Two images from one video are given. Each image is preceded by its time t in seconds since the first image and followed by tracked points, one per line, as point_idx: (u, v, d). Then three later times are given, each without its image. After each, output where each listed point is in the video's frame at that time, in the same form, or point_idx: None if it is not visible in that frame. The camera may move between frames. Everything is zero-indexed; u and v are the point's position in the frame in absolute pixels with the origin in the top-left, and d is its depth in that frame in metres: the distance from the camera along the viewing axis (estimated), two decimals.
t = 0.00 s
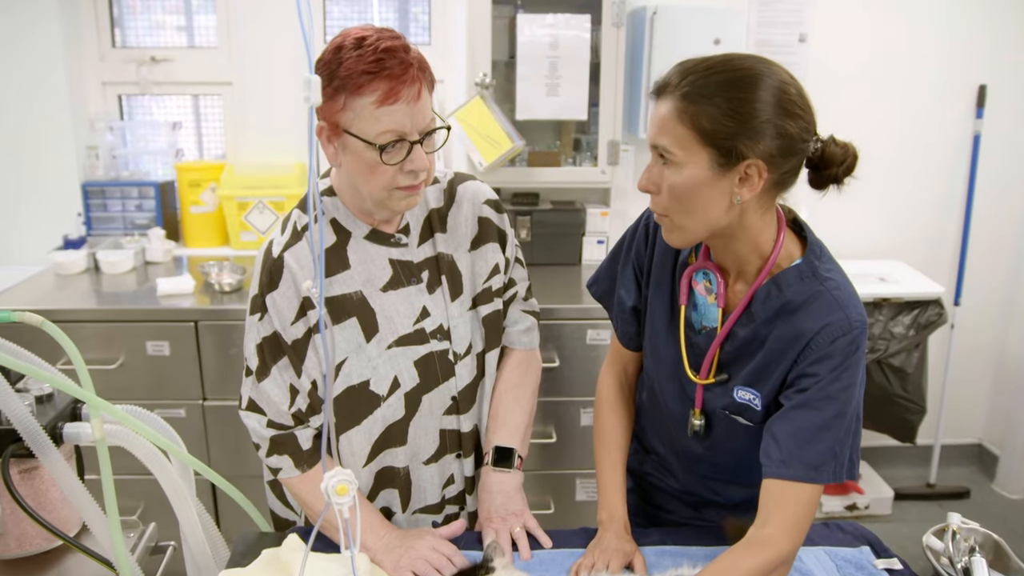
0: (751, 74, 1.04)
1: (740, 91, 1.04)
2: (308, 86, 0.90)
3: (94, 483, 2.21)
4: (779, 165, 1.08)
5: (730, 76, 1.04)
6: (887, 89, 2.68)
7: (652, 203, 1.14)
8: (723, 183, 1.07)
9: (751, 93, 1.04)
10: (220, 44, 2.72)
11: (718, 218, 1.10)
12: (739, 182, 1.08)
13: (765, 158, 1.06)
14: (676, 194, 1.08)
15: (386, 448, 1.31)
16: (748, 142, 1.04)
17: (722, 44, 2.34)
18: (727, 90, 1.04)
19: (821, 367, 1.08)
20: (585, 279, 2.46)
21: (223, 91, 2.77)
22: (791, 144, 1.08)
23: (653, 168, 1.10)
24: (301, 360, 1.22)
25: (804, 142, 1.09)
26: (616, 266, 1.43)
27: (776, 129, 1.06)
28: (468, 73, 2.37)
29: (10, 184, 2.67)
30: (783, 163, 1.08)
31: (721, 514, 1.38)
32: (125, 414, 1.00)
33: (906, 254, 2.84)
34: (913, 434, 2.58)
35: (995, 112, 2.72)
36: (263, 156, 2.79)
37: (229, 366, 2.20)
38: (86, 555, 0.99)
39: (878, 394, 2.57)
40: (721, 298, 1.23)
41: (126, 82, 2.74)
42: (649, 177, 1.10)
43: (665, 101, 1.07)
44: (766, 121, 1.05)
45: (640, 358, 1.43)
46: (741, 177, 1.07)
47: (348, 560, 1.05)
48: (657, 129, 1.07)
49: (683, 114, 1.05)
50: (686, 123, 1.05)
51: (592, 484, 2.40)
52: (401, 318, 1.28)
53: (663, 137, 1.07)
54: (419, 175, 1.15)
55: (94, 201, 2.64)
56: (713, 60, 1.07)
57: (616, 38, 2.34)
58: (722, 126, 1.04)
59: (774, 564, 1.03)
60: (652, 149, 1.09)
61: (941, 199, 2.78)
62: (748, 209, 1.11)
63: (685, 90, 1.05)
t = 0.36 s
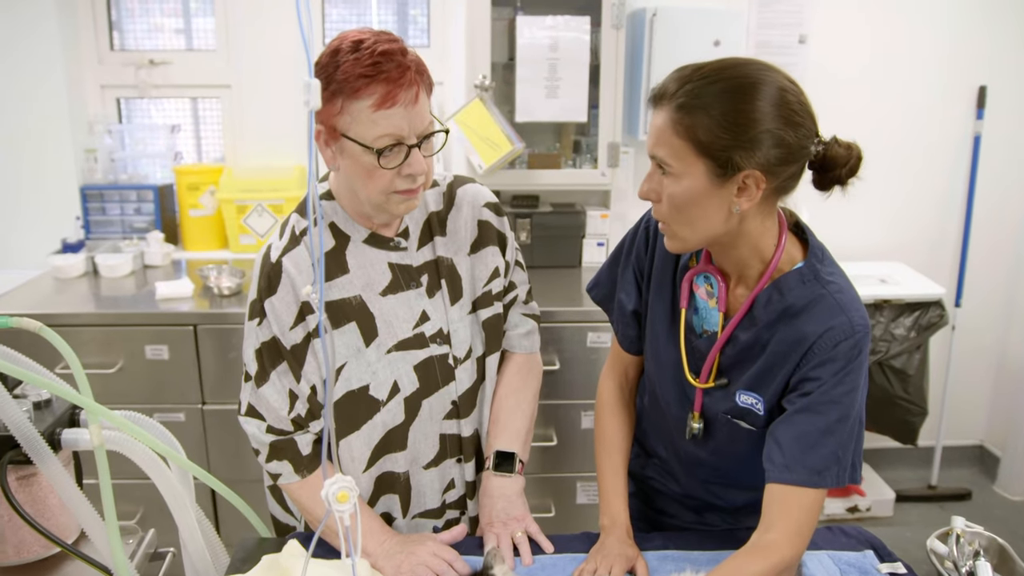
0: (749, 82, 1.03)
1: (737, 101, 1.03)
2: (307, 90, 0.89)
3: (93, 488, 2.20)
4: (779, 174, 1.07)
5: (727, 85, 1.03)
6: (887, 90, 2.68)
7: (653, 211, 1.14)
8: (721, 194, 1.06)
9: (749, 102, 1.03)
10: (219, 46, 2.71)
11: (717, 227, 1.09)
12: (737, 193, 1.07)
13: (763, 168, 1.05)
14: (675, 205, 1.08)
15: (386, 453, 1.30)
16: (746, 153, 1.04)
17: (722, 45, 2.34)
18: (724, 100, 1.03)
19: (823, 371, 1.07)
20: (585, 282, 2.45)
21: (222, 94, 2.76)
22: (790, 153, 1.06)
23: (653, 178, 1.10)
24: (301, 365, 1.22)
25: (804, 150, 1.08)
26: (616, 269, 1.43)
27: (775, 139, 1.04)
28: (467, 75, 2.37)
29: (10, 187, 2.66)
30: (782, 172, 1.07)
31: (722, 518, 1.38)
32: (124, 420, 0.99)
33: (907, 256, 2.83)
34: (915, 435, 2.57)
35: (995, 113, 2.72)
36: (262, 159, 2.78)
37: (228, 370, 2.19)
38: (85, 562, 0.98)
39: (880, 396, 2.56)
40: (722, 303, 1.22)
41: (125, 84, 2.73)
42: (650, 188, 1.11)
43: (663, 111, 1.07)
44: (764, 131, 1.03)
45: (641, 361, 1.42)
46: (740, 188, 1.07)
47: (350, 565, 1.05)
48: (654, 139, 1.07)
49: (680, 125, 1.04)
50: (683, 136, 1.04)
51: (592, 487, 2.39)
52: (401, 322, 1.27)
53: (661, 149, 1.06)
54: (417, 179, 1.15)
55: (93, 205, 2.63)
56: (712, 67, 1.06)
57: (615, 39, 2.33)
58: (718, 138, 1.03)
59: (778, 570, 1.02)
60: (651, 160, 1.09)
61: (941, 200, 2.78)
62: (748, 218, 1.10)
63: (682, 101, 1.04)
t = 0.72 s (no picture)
0: (753, 86, 1.03)
1: (742, 105, 1.02)
2: (304, 89, 0.89)
3: (90, 487, 2.20)
4: (781, 179, 1.07)
5: (731, 88, 1.03)
6: (887, 89, 2.67)
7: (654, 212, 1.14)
8: (724, 198, 1.06)
9: (753, 107, 1.02)
10: (218, 45, 2.71)
11: (718, 231, 1.09)
12: (740, 198, 1.07)
13: (766, 173, 1.05)
14: (676, 208, 1.08)
15: (385, 453, 1.30)
16: (749, 158, 1.03)
17: (722, 45, 2.34)
18: (728, 104, 1.02)
19: (823, 374, 1.07)
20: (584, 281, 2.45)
21: (221, 93, 2.76)
22: (793, 158, 1.06)
23: (654, 179, 1.09)
24: (300, 365, 1.22)
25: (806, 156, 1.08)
26: (614, 270, 1.42)
27: (778, 144, 1.04)
28: (466, 75, 2.36)
29: (9, 186, 2.66)
30: (785, 177, 1.07)
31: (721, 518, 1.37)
32: (122, 420, 0.99)
33: (906, 256, 2.83)
34: (914, 435, 2.57)
35: (995, 113, 2.72)
36: (261, 158, 2.78)
37: (227, 369, 2.19)
38: (82, 562, 0.98)
39: (878, 396, 2.56)
40: (722, 304, 1.22)
41: (123, 83, 2.73)
42: (650, 190, 1.10)
43: (665, 113, 1.06)
44: (768, 137, 1.03)
45: (639, 362, 1.42)
46: (742, 193, 1.07)
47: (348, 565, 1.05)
48: (657, 141, 1.06)
49: (683, 128, 1.04)
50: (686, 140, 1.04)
51: (591, 487, 2.39)
52: (400, 322, 1.27)
53: (663, 151, 1.06)
54: (416, 175, 1.14)
55: (92, 204, 2.63)
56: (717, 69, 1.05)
57: (615, 39, 2.33)
58: (721, 143, 1.03)
59: (777, 572, 1.02)
60: (652, 162, 1.08)
61: (941, 200, 2.78)
62: (749, 222, 1.10)
63: (686, 103, 1.04)
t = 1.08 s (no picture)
0: (741, 91, 1.02)
1: (732, 112, 1.02)
2: (303, 91, 0.89)
3: (91, 490, 2.20)
4: (778, 180, 1.07)
5: (719, 97, 1.03)
6: (886, 90, 2.68)
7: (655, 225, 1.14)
8: (722, 205, 1.07)
9: (743, 113, 1.02)
10: (218, 48, 2.71)
11: (722, 239, 1.10)
12: (739, 204, 1.07)
13: (762, 177, 1.05)
14: (676, 220, 1.08)
15: (386, 455, 1.30)
16: (744, 164, 1.03)
17: (721, 46, 2.35)
18: (718, 113, 1.02)
19: (824, 375, 1.08)
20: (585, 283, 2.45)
21: (221, 96, 2.76)
22: (788, 158, 1.06)
23: (652, 195, 1.10)
24: (300, 367, 1.22)
25: (801, 152, 1.07)
26: (615, 271, 1.43)
27: (772, 146, 1.04)
28: (466, 77, 2.37)
29: (10, 188, 2.66)
30: (781, 177, 1.07)
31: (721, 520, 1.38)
32: (123, 422, 0.99)
33: (907, 257, 2.83)
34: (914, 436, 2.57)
35: (994, 113, 2.72)
36: (261, 161, 2.78)
37: (228, 372, 2.19)
38: (83, 564, 0.98)
39: (879, 397, 2.56)
40: (724, 307, 1.22)
41: (124, 87, 2.74)
42: (650, 204, 1.10)
43: (656, 126, 1.06)
44: (761, 141, 1.03)
45: (640, 364, 1.42)
46: (741, 199, 1.07)
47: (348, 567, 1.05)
48: (651, 157, 1.07)
49: (675, 141, 1.04)
50: (680, 154, 1.04)
51: (592, 488, 2.39)
52: (401, 324, 1.27)
53: (658, 167, 1.06)
54: (416, 177, 1.15)
55: (92, 207, 2.64)
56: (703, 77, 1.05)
57: (614, 41, 2.34)
58: (714, 152, 1.03)
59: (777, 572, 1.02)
60: (649, 178, 1.09)
61: (940, 200, 2.78)
62: (749, 226, 1.11)
63: (675, 116, 1.04)
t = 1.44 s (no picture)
0: (730, 100, 1.03)
1: (720, 122, 1.02)
2: (301, 92, 0.90)
3: (93, 491, 2.21)
4: (768, 184, 1.07)
5: (708, 106, 1.03)
6: (886, 88, 2.68)
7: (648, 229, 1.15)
8: (714, 212, 1.07)
9: (732, 122, 1.02)
10: (218, 50, 2.72)
11: (713, 244, 1.10)
12: (730, 209, 1.08)
13: (751, 184, 1.06)
14: (668, 226, 1.09)
15: (387, 454, 1.31)
16: (733, 173, 1.04)
17: (719, 46, 2.36)
18: (706, 122, 1.02)
19: (821, 371, 1.08)
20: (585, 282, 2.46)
21: (220, 98, 2.77)
22: (777, 164, 1.06)
23: (644, 201, 1.11)
24: (301, 368, 1.23)
25: (792, 157, 1.08)
26: (614, 270, 1.43)
27: (763, 154, 1.04)
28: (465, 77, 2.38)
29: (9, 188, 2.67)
30: (772, 181, 1.07)
31: (720, 516, 1.38)
32: (124, 422, 1.00)
33: (907, 255, 2.83)
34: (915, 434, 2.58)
35: (993, 111, 2.72)
36: (261, 162, 2.79)
37: (229, 372, 2.20)
38: (85, 563, 0.98)
39: (879, 395, 2.56)
40: (721, 305, 1.22)
41: (124, 89, 2.75)
42: (642, 210, 1.11)
43: (646, 134, 1.06)
44: (750, 150, 1.03)
45: (639, 362, 1.43)
46: (729, 205, 1.07)
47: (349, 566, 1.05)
48: (641, 164, 1.07)
49: (664, 150, 1.04)
50: (668, 163, 1.05)
51: (593, 487, 2.40)
52: (401, 324, 1.28)
53: (648, 175, 1.07)
54: (415, 179, 1.15)
55: (93, 209, 2.65)
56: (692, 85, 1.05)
57: (613, 40, 2.35)
58: (703, 162, 1.03)
59: (775, 568, 1.02)
60: (640, 185, 1.09)
61: (939, 199, 2.78)
62: (743, 229, 1.11)
63: (663, 125, 1.04)
